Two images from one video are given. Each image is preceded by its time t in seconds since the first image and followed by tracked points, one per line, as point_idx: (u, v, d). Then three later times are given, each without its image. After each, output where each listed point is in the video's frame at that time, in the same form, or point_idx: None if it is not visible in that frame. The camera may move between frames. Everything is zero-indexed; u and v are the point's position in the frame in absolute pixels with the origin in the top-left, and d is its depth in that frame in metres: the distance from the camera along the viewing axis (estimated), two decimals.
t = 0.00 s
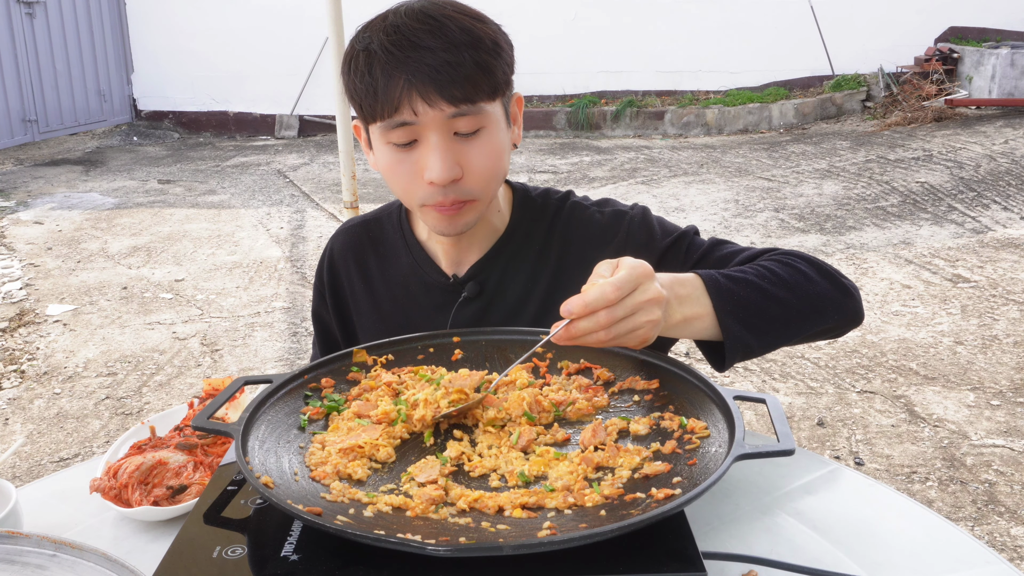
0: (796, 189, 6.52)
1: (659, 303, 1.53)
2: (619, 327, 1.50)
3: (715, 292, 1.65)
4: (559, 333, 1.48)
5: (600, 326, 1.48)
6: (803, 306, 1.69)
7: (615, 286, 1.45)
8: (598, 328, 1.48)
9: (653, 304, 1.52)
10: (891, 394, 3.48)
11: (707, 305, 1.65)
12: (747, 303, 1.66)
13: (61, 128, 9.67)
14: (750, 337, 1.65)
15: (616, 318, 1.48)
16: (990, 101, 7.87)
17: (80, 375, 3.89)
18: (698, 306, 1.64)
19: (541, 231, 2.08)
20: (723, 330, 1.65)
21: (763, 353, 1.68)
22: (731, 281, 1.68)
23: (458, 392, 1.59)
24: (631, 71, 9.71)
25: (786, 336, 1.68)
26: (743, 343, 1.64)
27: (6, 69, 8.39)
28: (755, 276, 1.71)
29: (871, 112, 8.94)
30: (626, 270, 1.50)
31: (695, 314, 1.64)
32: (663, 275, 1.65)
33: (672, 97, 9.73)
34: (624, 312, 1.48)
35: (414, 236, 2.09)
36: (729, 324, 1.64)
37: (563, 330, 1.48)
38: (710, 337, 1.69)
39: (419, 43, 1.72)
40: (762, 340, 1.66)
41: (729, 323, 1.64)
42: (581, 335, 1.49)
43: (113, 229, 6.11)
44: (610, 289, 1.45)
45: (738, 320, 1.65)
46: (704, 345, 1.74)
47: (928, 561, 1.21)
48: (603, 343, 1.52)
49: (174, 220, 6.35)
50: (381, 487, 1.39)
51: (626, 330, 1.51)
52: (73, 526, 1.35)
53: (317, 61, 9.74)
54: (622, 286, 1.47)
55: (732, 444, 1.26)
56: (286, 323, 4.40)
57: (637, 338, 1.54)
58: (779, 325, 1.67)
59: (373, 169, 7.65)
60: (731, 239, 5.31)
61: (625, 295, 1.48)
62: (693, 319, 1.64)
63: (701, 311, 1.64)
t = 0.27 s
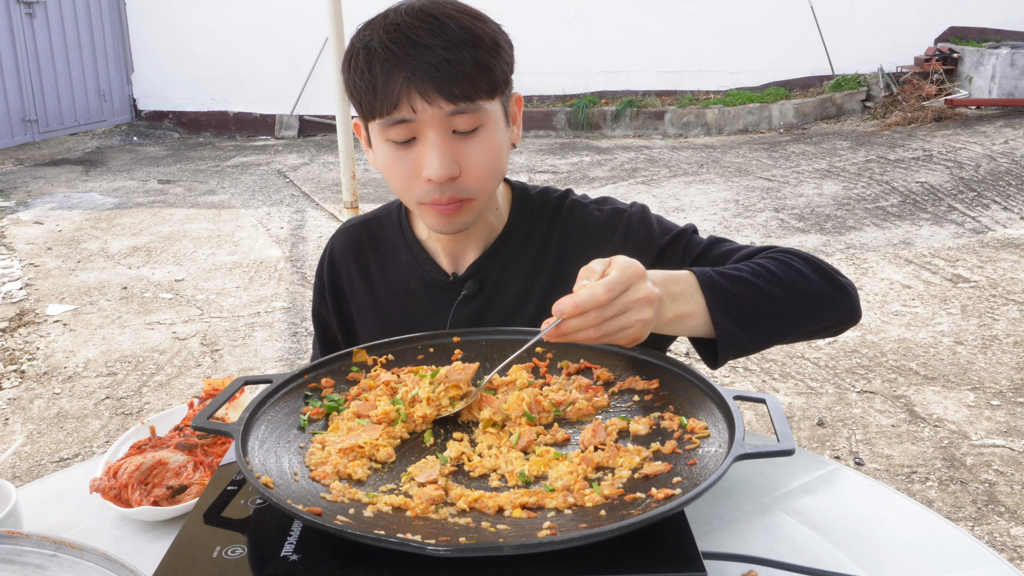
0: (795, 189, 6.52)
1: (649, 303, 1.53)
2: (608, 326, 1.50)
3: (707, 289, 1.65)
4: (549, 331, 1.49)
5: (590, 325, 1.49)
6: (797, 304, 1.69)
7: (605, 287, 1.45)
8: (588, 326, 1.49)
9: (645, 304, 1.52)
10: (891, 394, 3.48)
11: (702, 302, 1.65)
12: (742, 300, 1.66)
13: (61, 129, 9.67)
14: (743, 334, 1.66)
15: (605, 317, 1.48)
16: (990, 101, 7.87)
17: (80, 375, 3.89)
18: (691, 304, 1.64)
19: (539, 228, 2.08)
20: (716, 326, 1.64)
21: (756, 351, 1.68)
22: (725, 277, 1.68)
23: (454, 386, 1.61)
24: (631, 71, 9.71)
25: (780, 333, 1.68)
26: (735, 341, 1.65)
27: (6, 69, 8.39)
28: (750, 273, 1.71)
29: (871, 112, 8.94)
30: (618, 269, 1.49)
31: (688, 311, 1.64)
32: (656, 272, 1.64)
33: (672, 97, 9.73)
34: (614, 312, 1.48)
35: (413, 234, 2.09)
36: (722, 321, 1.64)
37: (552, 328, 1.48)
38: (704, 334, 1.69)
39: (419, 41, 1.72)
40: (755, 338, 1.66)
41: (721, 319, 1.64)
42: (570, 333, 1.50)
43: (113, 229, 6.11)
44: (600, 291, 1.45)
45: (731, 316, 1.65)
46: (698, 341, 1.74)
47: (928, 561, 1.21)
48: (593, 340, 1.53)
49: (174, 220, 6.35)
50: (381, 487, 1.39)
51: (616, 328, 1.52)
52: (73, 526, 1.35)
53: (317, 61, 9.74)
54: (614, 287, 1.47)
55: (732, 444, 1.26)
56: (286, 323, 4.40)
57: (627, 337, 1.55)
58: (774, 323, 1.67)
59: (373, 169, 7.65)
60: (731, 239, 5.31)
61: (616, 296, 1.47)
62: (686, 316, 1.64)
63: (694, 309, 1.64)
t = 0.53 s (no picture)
0: (795, 189, 6.52)
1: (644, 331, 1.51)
2: (601, 348, 1.49)
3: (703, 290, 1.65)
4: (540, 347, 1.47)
5: (583, 348, 1.48)
6: (794, 303, 1.69)
7: (608, 324, 1.41)
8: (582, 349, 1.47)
9: (641, 332, 1.50)
10: (891, 394, 3.48)
11: (698, 303, 1.65)
12: (738, 299, 1.66)
13: (61, 128, 9.67)
14: (737, 334, 1.66)
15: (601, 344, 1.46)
16: (990, 101, 7.88)
17: (80, 375, 3.89)
18: (685, 306, 1.64)
19: (539, 227, 2.08)
20: (710, 325, 1.64)
21: (750, 350, 1.69)
22: (723, 277, 1.68)
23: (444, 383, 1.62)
24: (631, 71, 9.71)
25: (775, 333, 1.68)
26: (729, 340, 1.65)
27: (6, 69, 8.39)
28: (748, 272, 1.71)
29: (871, 112, 8.94)
30: (623, 300, 1.45)
31: (681, 314, 1.64)
32: (658, 276, 1.61)
33: (672, 97, 9.73)
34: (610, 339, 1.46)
35: (413, 233, 2.09)
36: (717, 320, 1.64)
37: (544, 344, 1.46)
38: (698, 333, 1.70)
39: (420, 43, 1.72)
40: (749, 337, 1.67)
41: (717, 319, 1.64)
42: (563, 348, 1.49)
43: (113, 229, 6.11)
44: (603, 328, 1.41)
45: (726, 316, 1.65)
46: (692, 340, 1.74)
47: (928, 561, 1.21)
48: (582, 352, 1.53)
49: (174, 220, 6.35)
50: (380, 487, 1.39)
51: (609, 346, 1.51)
52: (72, 526, 1.35)
53: (316, 61, 9.74)
54: (615, 322, 1.43)
55: (732, 444, 1.26)
56: (286, 323, 4.40)
57: (615, 353, 1.55)
58: (769, 323, 1.67)
59: (373, 169, 7.65)
60: (731, 239, 5.30)
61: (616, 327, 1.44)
62: (679, 318, 1.64)
63: (689, 310, 1.64)
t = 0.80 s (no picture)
0: (795, 189, 6.52)
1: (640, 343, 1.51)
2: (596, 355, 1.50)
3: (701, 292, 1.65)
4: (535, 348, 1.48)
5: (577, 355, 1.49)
6: (791, 307, 1.69)
7: (606, 338, 1.41)
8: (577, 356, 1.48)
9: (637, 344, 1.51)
10: (891, 394, 3.48)
11: (696, 307, 1.65)
12: (736, 301, 1.66)
13: (61, 128, 9.67)
14: (734, 336, 1.65)
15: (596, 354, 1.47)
16: (990, 101, 7.88)
17: (80, 375, 3.89)
18: (682, 309, 1.64)
19: (537, 228, 2.08)
20: (708, 326, 1.64)
21: (746, 352, 1.69)
22: (722, 278, 1.68)
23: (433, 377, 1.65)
24: (631, 71, 9.71)
25: (772, 336, 1.68)
26: (725, 342, 1.65)
27: (6, 69, 8.39)
28: (748, 273, 1.70)
29: (871, 112, 8.94)
30: (623, 314, 1.45)
31: (678, 316, 1.64)
32: (658, 281, 1.61)
33: (672, 97, 9.73)
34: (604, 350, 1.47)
35: (413, 233, 2.09)
36: (715, 322, 1.64)
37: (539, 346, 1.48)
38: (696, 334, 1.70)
39: (420, 43, 1.72)
40: (746, 340, 1.67)
41: (715, 321, 1.64)
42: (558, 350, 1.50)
43: (113, 229, 6.11)
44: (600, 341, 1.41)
45: (724, 318, 1.65)
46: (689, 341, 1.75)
47: (927, 561, 1.21)
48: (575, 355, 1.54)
49: (174, 220, 6.35)
50: (381, 487, 1.39)
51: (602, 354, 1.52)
52: (72, 526, 1.35)
53: (316, 61, 9.74)
54: (614, 335, 1.43)
55: (732, 443, 1.26)
56: (286, 323, 4.40)
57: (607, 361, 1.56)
58: (766, 326, 1.67)
59: (373, 169, 7.65)
60: (731, 239, 5.30)
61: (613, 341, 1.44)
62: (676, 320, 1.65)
63: (686, 313, 1.64)
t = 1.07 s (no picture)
0: (795, 189, 6.52)
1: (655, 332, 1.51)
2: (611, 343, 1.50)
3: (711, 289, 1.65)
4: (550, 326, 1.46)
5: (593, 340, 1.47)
6: (793, 310, 1.69)
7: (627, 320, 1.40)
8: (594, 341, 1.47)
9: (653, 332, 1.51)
10: (891, 394, 3.48)
11: (705, 305, 1.64)
12: (743, 301, 1.66)
13: (61, 129, 9.67)
14: (741, 336, 1.66)
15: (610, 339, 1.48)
16: (990, 101, 7.88)
17: (80, 375, 3.89)
18: (692, 306, 1.63)
19: (538, 228, 2.08)
20: (716, 325, 1.64)
21: (751, 353, 1.69)
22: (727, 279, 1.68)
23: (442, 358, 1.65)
24: (631, 71, 9.71)
25: (775, 338, 1.68)
26: (732, 342, 1.65)
27: (6, 69, 8.39)
28: (751, 275, 1.70)
29: (871, 112, 8.94)
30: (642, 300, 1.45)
31: (687, 314, 1.63)
32: (669, 274, 1.60)
33: (672, 97, 9.74)
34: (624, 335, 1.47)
35: (412, 233, 2.10)
36: (723, 322, 1.64)
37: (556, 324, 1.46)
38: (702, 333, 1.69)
39: (418, 39, 1.73)
40: (752, 340, 1.67)
41: (722, 319, 1.64)
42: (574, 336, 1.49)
43: (113, 229, 6.12)
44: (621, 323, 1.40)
45: (731, 317, 1.65)
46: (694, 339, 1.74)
47: (927, 561, 1.21)
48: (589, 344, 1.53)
49: (174, 220, 6.35)
50: (381, 487, 1.39)
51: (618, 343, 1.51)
52: (72, 526, 1.35)
53: (316, 61, 9.74)
54: (635, 319, 1.43)
55: (732, 444, 1.26)
56: (286, 323, 4.40)
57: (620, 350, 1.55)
58: (772, 327, 1.68)
59: (373, 169, 7.65)
60: (731, 239, 5.30)
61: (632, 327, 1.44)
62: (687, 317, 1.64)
63: (694, 312, 1.63)
